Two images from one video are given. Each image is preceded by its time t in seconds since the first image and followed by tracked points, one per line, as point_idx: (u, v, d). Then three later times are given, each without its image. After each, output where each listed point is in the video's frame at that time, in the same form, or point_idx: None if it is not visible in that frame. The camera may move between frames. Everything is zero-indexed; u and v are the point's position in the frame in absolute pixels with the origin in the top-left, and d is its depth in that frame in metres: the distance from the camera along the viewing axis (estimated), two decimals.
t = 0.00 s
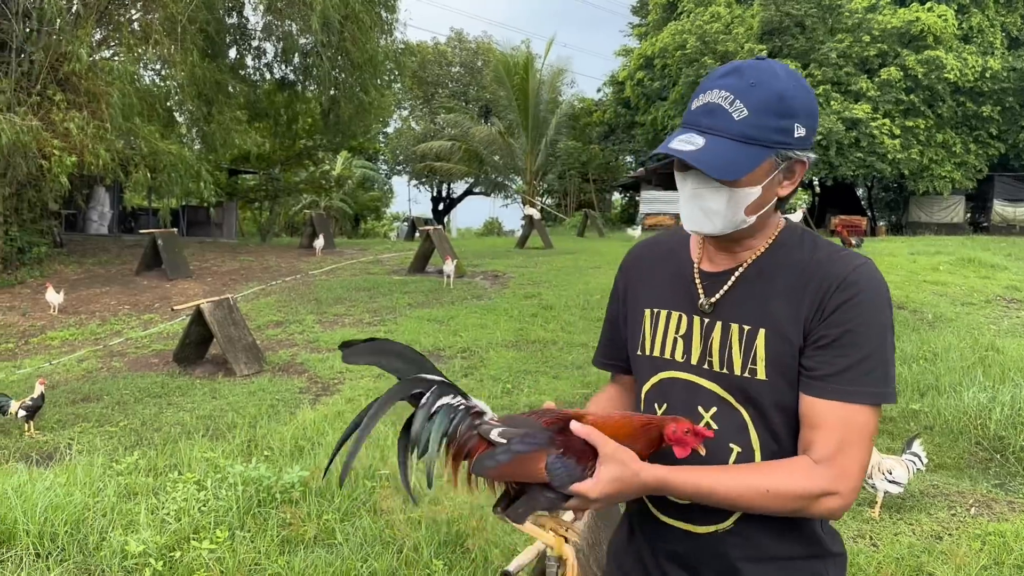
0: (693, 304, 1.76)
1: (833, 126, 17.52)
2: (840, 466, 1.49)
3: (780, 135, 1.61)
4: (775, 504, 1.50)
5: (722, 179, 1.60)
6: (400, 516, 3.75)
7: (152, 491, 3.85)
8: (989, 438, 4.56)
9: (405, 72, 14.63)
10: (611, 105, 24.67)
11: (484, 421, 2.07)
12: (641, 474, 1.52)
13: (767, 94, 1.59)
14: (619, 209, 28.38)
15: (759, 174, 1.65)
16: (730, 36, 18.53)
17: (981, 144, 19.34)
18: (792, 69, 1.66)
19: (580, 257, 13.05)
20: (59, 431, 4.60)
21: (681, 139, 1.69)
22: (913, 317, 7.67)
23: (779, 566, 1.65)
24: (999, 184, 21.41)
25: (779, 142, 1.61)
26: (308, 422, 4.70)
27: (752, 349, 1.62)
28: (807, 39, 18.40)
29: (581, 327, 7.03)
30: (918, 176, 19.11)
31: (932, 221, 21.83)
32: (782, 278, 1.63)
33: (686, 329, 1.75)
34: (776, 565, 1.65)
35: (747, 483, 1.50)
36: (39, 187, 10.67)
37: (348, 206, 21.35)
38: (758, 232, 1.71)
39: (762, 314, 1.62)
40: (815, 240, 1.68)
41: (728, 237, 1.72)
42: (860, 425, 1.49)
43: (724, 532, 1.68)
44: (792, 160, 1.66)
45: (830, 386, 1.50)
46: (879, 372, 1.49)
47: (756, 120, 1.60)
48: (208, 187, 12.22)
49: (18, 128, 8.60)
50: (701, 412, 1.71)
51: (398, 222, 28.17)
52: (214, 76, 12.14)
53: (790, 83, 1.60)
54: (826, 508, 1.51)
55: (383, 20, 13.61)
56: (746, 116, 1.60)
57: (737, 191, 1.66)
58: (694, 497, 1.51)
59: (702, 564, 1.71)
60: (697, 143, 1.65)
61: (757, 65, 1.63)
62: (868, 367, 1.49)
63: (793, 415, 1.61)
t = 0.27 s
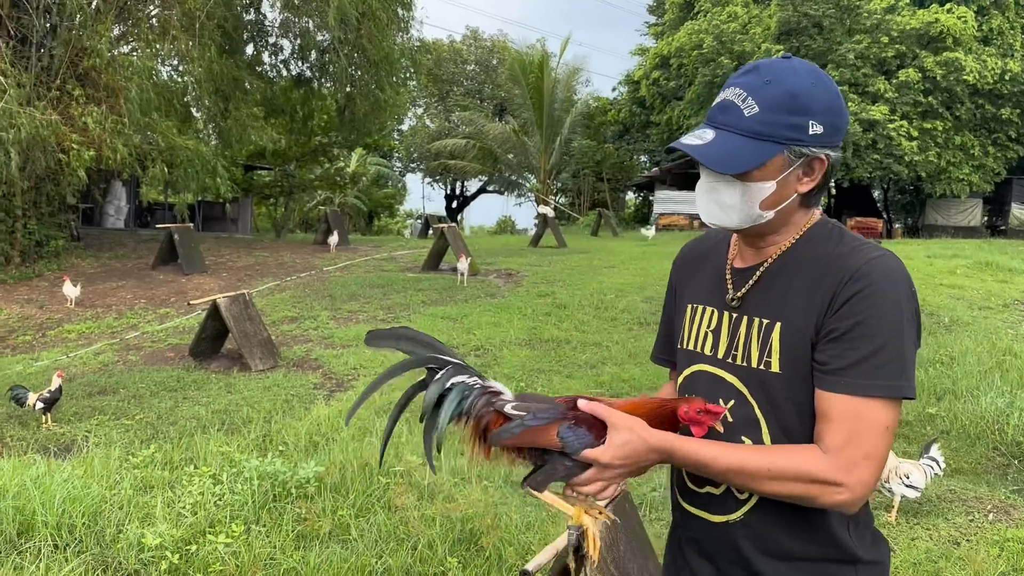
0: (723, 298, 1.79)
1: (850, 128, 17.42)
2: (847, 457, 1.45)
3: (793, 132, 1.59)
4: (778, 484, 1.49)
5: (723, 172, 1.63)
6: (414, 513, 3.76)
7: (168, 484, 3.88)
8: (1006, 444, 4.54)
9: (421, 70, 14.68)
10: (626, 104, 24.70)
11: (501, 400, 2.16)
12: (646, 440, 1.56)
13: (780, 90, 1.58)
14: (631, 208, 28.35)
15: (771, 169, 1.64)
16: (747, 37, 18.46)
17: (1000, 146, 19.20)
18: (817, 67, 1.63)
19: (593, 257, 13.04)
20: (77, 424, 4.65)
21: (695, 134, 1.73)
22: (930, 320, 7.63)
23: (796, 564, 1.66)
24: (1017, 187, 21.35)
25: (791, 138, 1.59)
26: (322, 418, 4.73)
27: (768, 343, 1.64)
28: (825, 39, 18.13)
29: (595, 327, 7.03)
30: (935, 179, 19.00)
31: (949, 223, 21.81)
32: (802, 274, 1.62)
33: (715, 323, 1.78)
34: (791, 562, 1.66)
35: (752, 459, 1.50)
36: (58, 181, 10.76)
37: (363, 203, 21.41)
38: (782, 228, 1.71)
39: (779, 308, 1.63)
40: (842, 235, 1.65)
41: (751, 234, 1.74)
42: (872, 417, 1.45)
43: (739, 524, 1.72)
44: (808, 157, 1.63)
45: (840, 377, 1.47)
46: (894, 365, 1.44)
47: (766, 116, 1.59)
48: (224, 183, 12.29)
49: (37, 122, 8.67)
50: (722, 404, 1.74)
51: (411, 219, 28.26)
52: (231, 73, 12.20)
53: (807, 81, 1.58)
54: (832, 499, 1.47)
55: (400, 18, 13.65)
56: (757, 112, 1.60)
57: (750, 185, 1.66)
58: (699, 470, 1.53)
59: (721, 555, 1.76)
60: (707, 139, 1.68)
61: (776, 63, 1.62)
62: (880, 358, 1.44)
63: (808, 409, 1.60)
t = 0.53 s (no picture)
0: (747, 298, 1.80)
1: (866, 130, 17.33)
2: (860, 452, 1.43)
3: (800, 140, 1.58)
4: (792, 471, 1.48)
5: (730, 182, 1.64)
6: (426, 512, 3.77)
7: (182, 479, 3.91)
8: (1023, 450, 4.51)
9: (436, 68, 14.71)
10: (641, 104, 24.72)
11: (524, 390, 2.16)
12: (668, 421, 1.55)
13: (786, 101, 1.59)
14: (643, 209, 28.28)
15: (781, 176, 1.64)
16: (763, 37, 18.40)
17: (1017, 150, 19.07)
18: (823, 75, 1.62)
19: (606, 257, 13.01)
20: (92, 418, 4.68)
21: (705, 147, 1.75)
22: (945, 324, 7.59)
23: (814, 560, 1.65)
24: None
25: (797, 146, 1.59)
26: (335, 415, 4.74)
27: (785, 342, 1.65)
28: (842, 41, 18.26)
29: (607, 327, 7.01)
30: (951, 182, 18.90)
31: (965, 227, 21.78)
32: (820, 273, 1.62)
33: (739, 321, 1.79)
34: (804, 558, 1.66)
35: (768, 445, 1.49)
36: (75, 176, 10.83)
37: (376, 201, 21.47)
38: (800, 230, 1.72)
39: (797, 307, 1.64)
40: (862, 236, 1.63)
41: (771, 238, 1.74)
42: (888, 412, 1.43)
43: (754, 516, 1.73)
44: (818, 162, 1.61)
45: (854, 373, 1.45)
46: (905, 363, 1.42)
47: (772, 126, 1.60)
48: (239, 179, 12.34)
49: (55, 117, 8.72)
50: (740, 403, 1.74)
51: (424, 217, 28.33)
52: (248, 70, 12.24)
53: (812, 90, 1.58)
54: (843, 491, 1.45)
55: (416, 17, 13.68)
56: (763, 123, 1.62)
57: (762, 192, 1.66)
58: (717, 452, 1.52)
59: (738, 548, 1.77)
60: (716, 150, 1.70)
61: (783, 73, 1.63)
62: (892, 354, 1.43)
63: (823, 408, 1.59)
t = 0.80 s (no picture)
0: (782, 301, 1.81)
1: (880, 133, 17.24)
2: (832, 435, 1.42)
3: (839, 147, 1.58)
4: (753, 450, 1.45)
5: (770, 187, 1.63)
6: (436, 510, 3.77)
7: (195, 475, 3.93)
8: None
9: (449, 68, 14.76)
10: (653, 105, 24.73)
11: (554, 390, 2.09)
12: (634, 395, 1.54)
13: (827, 108, 1.59)
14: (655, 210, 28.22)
15: (821, 181, 1.62)
16: (777, 39, 18.34)
17: None
18: (866, 85, 1.62)
19: (617, 258, 13.00)
20: (105, 413, 4.72)
21: (746, 152, 1.75)
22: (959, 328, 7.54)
23: (825, 560, 1.65)
24: None
25: (836, 153, 1.58)
26: (346, 413, 4.76)
27: (814, 345, 1.64)
28: (856, 43, 18.17)
29: (618, 328, 7.00)
30: (966, 185, 18.77)
31: (979, 230, 21.69)
32: (849, 278, 1.63)
33: (773, 324, 1.79)
34: (817, 556, 1.65)
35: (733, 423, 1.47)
36: (90, 173, 10.92)
37: (389, 200, 21.53)
38: (838, 237, 1.70)
39: (827, 311, 1.64)
40: (896, 247, 1.63)
41: (808, 243, 1.73)
42: (873, 402, 1.42)
43: (771, 514, 1.73)
44: (857, 169, 1.60)
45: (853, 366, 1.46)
46: (909, 369, 1.41)
47: (813, 132, 1.60)
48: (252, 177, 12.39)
49: (71, 114, 8.79)
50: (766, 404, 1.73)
51: (436, 217, 28.39)
52: (262, 69, 12.32)
53: (853, 97, 1.58)
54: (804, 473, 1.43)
55: (430, 16, 13.73)
56: (803, 129, 1.61)
57: (801, 198, 1.65)
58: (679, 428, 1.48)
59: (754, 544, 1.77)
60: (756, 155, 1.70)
61: (825, 81, 1.63)
62: (900, 355, 1.42)
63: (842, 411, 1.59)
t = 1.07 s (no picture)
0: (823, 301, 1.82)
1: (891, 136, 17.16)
2: (823, 428, 1.42)
3: (895, 143, 1.54)
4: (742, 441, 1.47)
5: (818, 179, 1.62)
6: (444, 509, 3.77)
7: (204, 472, 3.95)
8: None
9: (460, 68, 14.85)
10: (664, 106, 24.75)
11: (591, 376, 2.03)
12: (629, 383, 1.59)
13: (885, 103, 1.55)
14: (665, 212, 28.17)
15: (873, 178, 1.59)
16: (789, 41, 18.31)
17: None
18: (932, 81, 1.57)
19: (627, 259, 12.98)
20: (116, 410, 4.75)
21: (799, 142, 1.74)
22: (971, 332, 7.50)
23: (836, 563, 1.65)
24: None
25: (891, 150, 1.55)
26: (355, 412, 4.77)
27: (844, 345, 1.67)
28: (869, 45, 18.08)
29: (627, 329, 6.99)
30: (978, 189, 18.66)
31: (991, 234, 21.58)
32: (881, 282, 1.64)
33: (811, 322, 1.82)
34: (831, 559, 1.66)
35: (723, 413, 1.49)
36: (103, 172, 11.00)
37: (399, 200, 21.60)
38: (888, 239, 1.67)
39: (859, 313, 1.66)
40: (938, 254, 1.58)
41: (857, 242, 1.71)
42: (877, 400, 1.41)
43: (789, 514, 1.75)
44: (912, 168, 1.55)
45: (864, 364, 1.45)
46: (921, 371, 1.39)
47: (869, 127, 1.56)
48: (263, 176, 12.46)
49: (84, 112, 8.86)
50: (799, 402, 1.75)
51: (446, 217, 28.46)
52: (274, 68, 12.40)
53: (913, 93, 1.53)
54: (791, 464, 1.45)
55: (441, 17, 13.77)
56: (859, 123, 1.58)
57: (851, 194, 1.62)
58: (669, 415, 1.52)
59: (773, 542, 1.80)
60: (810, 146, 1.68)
61: (888, 76, 1.59)
62: (915, 358, 1.40)
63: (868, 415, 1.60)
